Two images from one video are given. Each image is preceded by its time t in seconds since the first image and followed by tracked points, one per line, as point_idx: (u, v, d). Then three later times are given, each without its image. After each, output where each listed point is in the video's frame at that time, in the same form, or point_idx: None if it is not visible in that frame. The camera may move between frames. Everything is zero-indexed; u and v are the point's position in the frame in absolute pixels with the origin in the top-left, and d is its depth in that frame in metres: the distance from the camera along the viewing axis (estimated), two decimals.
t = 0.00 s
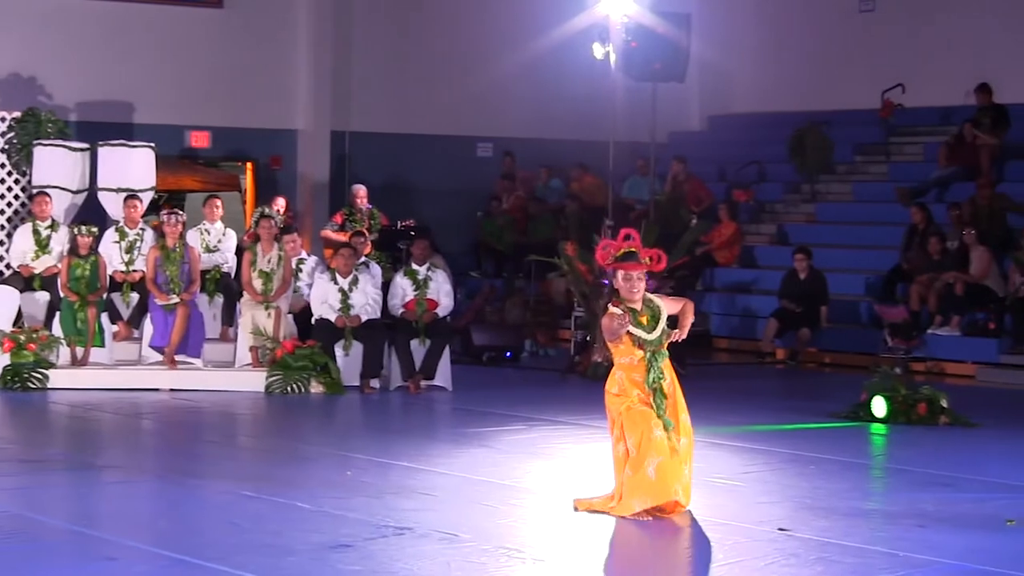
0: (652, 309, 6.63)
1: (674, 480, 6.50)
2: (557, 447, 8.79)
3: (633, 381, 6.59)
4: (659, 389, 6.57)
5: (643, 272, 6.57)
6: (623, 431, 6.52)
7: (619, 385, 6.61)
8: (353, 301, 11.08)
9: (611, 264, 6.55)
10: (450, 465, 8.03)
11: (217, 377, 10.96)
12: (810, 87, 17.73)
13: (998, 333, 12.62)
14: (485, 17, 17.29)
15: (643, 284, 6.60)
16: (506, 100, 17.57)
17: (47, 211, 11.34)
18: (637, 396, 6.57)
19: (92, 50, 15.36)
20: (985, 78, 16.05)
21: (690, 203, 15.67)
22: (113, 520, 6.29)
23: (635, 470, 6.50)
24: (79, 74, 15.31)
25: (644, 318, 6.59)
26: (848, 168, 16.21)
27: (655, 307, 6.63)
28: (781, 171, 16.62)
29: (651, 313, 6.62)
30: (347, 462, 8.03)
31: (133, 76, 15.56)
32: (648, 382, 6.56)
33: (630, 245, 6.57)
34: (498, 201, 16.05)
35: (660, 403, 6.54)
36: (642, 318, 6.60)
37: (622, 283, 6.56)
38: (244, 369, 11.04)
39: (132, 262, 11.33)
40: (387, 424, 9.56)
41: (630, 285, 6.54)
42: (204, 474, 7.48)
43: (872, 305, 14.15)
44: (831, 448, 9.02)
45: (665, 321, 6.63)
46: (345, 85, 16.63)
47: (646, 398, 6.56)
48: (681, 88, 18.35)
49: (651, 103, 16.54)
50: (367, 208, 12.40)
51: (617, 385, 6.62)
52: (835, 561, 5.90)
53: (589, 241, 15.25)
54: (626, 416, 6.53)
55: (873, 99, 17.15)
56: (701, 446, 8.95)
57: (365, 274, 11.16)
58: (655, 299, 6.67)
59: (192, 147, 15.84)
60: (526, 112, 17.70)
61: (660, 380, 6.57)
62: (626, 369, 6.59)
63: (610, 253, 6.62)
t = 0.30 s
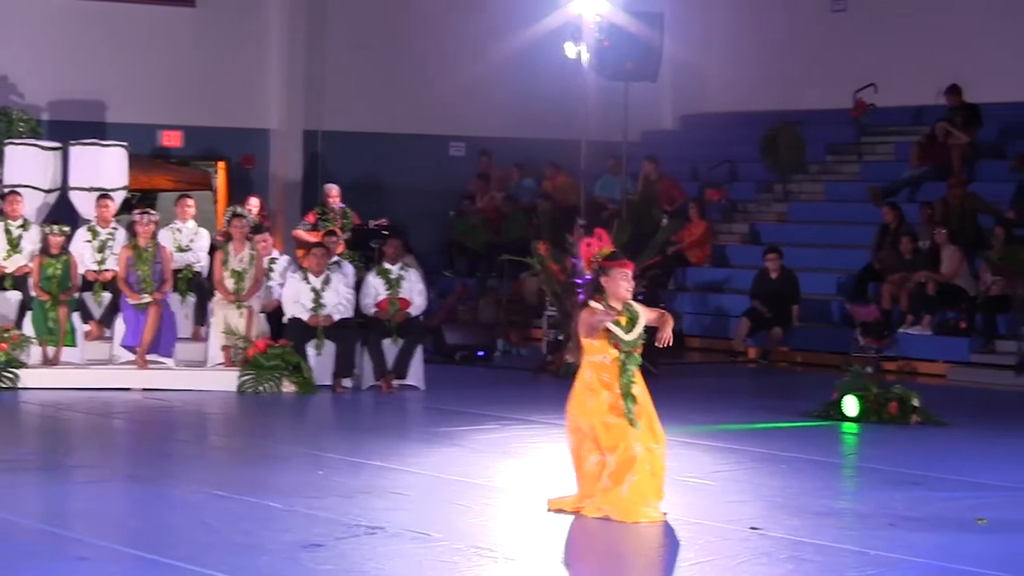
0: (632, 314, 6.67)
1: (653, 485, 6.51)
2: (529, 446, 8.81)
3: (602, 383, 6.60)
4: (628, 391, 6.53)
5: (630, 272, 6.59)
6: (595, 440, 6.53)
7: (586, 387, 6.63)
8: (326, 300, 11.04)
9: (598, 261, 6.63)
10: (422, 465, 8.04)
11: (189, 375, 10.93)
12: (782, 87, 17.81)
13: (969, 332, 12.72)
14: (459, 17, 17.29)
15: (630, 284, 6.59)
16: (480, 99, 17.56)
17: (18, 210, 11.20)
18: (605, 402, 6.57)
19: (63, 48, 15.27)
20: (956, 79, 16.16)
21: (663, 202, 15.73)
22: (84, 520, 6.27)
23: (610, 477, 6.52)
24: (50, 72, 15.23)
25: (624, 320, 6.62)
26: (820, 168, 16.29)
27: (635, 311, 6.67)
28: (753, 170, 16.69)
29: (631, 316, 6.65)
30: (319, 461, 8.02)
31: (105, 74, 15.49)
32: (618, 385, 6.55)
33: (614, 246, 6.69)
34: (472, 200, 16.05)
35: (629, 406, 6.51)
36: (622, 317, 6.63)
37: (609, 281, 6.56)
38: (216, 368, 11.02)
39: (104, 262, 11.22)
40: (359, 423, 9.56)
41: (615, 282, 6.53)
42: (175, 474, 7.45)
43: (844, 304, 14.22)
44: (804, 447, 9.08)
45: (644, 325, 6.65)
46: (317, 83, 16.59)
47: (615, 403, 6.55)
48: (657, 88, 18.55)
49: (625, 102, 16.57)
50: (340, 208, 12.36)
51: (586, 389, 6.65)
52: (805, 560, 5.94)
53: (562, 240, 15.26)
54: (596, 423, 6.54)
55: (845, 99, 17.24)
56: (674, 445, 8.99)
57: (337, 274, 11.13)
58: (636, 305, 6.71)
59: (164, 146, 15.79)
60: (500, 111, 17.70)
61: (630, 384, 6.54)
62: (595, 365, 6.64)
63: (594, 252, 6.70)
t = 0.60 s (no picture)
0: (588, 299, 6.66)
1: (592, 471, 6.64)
2: (473, 445, 8.89)
3: (548, 363, 6.64)
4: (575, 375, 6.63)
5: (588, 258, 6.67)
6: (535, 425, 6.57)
7: (530, 369, 6.65)
8: (270, 299, 11.03)
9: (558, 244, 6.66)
10: (368, 464, 8.11)
11: (133, 376, 10.93)
12: (725, 88, 18.02)
13: (912, 331, 12.94)
14: (404, 15, 17.36)
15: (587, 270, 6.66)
16: (424, 97, 17.62)
17: None
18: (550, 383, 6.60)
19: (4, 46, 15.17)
20: (896, 81, 16.42)
21: (607, 200, 15.87)
22: (29, 520, 6.29)
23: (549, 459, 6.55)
24: None
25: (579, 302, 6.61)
26: (763, 168, 16.49)
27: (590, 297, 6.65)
28: (696, 170, 16.87)
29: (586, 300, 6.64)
30: (264, 460, 8.06)
31: (46, 72, 15.41)
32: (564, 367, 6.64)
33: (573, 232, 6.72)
34: (416, 198, 16.11)
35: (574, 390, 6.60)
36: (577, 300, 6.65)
37: (568, 265, 6.63)
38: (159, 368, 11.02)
39: (47, 261, 11.11)
40: (303, 423, 9.61)
41: (575, 266, 6.62)
42: (119, 474, 7.47)
43: (787, 303, 14.40)
44: (746, 445, 9.23)
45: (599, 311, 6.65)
46: (261, 80, 16.57)
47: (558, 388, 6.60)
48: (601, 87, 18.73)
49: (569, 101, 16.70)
50: (285, 208, 12.30)
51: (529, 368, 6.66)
52: (748, 558, 6.08)
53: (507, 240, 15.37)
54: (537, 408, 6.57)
55: (787, 100, 17.46)
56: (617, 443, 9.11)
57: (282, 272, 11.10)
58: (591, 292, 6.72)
59: (108, 145, 15.72)
60: (445, 109, 17.78)
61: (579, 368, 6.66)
62: (543, 345, 6.68)
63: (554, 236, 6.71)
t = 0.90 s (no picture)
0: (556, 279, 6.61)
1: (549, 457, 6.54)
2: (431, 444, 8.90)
3: (513, 340, 6.58)
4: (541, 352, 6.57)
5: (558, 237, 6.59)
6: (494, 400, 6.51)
7: (495, 346, 6.59)
8: (227, 298, 11.06)
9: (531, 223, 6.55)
10: (325, 463, 8.12)
11: (88, 375, 10.88)
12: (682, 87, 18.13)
13: (868, 330, 13.09)
14: (362, 14, 17.36)
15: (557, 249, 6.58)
16: (382, 95, 17.63)
17: None
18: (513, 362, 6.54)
19: None
20: (852, 82, 16.57)
21: (564, 199, 15.93)
22: None
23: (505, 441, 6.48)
24: None
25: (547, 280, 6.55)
26: (719, 167, 16.59)
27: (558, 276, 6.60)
28: (653, 169, 16.95)
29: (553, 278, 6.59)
30: (221, 460, 8.05)
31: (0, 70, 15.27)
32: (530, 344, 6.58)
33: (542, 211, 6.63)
34: (374, 197, 16.11)
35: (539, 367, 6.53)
36: (544, 279, 6.56)
37: (540, 243, 6.54)
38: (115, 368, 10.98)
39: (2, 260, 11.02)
40: (261, 422, 9.58)
41: (548, 244, 6.53)
42: (75, 473, 7.44)
43: (744, 302, 14.50)
44: (705, 444, 9.30)
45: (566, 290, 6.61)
46: (218, 78, 16.52)
47: (521, 367, 6.53)
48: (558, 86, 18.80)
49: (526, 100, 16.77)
50: (240, 205, 12.30)
51: (494, 345, 6.60)
52: (707, 557, 6.13)
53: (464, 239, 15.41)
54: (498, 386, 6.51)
55: (743, 100, 17.58)
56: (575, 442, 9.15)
57: (238, 271, 11.10)
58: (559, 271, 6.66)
59: (63, 143, 15.57)
60: (403, 108, 17.80)
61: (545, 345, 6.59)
62: (509, 322, 6.61)
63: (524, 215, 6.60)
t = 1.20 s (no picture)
0: (538, 270, 6.65)
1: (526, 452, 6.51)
2: (397, 444, 8.92)
3: (498, 333, 6.61)
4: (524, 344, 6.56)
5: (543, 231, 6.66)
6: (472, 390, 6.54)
7: (479, 338, 6.64)
8: (192, 297, 11.04)
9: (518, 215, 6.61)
10: (290, 462, 8.13)
11: (52, 375, 10.84)
12: (647, 86, 18.23)
13: (833, 329, 13.18)
14: (327, 13, 17.36)
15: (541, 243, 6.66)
16: (347, 95, 17.66)
17: None
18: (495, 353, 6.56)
19: None
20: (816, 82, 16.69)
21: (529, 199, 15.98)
22: None
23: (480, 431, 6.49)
24: None
25: (527, 271, 6.60)
26: (685, 167, 16.67)
27: (541, 267, 6.65)
28: (619, 169, 17.03)
29: (535, 270, 6.64)
30: (187, 459, 8.04)
31: None
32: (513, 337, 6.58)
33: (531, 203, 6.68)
34: (340, 196, 16.13)
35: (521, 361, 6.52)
36: (526, 269, 6.61)
37: (527, 237, 6.61)
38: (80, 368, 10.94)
39: None
40: (226, 422, 9.58)
41: (534, 238, 6.61)
42: (38, 474, 7.41)
43: (710, 301, 14.60)
44: (670, 443, 9.36)
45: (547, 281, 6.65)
46: (184, 76, 16.47)
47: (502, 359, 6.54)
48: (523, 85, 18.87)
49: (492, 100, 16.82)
50: (206, 205, 12.29)
51: (478, 336, 6.65)
52: (674, 555, 6.18)
53: (430, 238, 15.45)
54: (478, 377, 6.55)
55: (708, 100, 17.68)
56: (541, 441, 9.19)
57: (203, 271, 11.10)
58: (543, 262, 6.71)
59: (28, 143, 15.35)
60: (367, 108, 17.83)
61: (528, 336, 6.58)
62: (492, 314, 6.66)
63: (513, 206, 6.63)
